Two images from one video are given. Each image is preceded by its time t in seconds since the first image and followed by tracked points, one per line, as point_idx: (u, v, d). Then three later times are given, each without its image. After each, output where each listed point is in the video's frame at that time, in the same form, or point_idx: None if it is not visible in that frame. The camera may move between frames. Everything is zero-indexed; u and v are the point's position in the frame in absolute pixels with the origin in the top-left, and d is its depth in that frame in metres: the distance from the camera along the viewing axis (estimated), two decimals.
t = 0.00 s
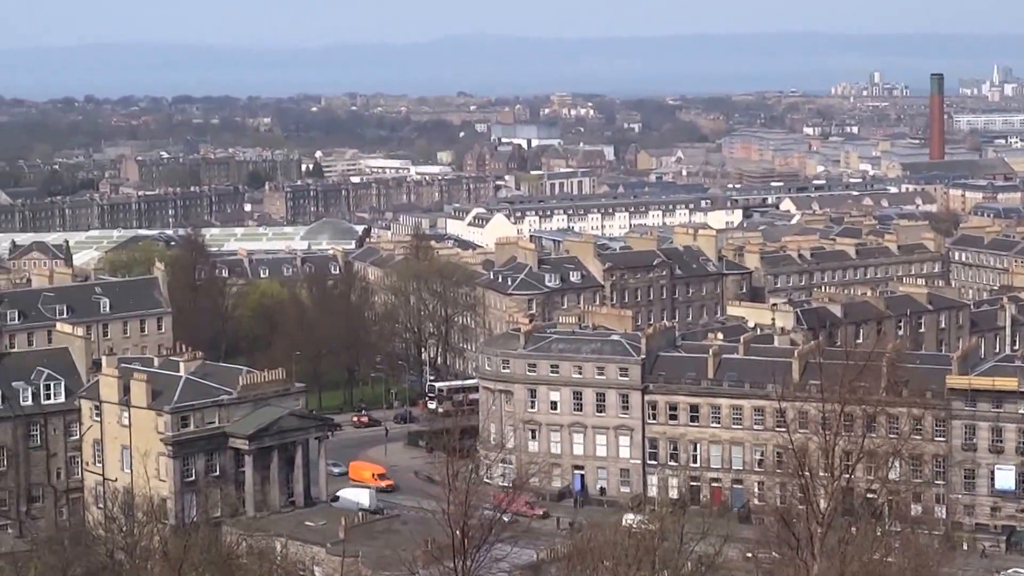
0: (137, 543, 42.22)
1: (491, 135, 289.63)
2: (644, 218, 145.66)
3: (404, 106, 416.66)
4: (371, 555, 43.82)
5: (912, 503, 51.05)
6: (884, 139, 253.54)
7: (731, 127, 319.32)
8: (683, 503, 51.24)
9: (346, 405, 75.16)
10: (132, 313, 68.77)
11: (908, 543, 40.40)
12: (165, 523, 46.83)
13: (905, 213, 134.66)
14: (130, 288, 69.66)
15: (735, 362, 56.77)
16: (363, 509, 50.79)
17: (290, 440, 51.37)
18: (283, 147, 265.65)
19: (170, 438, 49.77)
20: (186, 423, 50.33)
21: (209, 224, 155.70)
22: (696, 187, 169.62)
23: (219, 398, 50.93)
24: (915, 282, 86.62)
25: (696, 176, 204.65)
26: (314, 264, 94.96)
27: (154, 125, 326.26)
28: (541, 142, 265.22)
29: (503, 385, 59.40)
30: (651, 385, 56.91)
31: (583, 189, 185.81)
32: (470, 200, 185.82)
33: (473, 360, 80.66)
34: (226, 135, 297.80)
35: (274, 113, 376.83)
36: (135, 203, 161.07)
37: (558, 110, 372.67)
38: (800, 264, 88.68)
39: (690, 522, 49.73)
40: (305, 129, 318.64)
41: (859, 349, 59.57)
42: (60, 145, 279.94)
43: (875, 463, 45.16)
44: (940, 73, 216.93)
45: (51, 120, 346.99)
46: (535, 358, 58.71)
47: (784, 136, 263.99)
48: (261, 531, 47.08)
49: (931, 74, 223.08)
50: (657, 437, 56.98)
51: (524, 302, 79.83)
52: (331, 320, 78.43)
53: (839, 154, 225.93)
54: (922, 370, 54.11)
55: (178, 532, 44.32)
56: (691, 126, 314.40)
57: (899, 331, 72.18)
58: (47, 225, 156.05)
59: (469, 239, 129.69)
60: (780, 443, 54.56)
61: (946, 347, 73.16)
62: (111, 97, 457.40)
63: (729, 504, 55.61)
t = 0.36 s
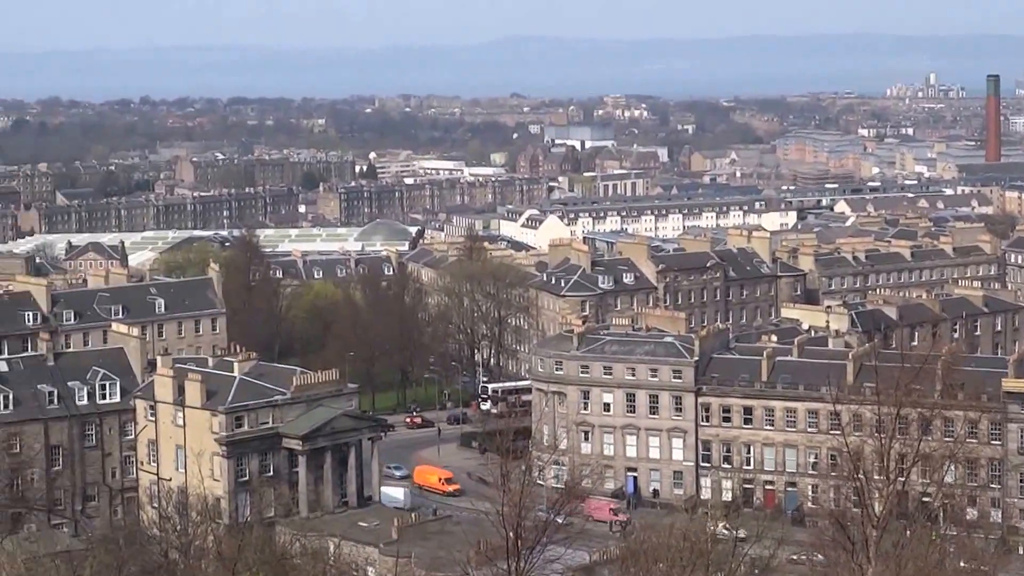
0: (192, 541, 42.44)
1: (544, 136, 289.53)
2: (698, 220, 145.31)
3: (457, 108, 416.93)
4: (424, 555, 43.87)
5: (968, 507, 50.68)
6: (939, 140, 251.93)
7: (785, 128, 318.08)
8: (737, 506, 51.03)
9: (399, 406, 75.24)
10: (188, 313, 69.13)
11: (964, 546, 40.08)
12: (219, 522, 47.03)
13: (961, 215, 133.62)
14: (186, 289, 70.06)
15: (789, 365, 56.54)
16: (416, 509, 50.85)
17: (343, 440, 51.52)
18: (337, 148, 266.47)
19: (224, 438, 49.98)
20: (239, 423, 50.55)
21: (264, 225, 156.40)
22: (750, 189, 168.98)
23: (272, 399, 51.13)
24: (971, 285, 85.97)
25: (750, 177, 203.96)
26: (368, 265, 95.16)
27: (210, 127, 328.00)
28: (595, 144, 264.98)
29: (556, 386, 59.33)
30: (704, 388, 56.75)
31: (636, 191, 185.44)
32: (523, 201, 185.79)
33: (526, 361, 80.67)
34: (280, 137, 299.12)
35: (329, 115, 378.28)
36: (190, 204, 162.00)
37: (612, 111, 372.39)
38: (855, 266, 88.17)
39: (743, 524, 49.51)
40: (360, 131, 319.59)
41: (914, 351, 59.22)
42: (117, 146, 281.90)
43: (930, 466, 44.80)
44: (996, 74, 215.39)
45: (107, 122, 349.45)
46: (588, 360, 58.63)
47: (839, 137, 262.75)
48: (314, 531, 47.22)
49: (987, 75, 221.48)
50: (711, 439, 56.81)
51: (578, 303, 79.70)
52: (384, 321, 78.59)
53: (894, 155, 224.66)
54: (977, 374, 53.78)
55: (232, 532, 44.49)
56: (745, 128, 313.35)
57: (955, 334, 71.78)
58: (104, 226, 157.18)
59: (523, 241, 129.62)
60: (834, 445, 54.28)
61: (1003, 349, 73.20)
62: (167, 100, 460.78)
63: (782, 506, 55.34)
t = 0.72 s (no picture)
0: (245, 541, 42.64)
1: (599, 137, 289.06)
2: (752, 221, 144.79)
3: (512, 109, 416.83)
4: (478, 557, 43.88)
5: None
6: (996, 142, 249.94)
7: (840, 130, 316.43)
8: (791, 508, 50.80)
9: (452, 407, 75.36)
10: (242, 313, 69.42)
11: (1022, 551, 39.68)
12: (273, 522, 47.19)
13: (1017, 217, 132.60)
14: (240, 289, 70.36)
15: (844, 367, 56.24)
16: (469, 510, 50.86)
17: (396, 441, 51.57)
18: (391, 149, 266.97)
19: (278, 438, 50.16)
20: (293, 424, 50.71)
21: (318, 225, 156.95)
22: (804, 190, 168.34)
23: (326, 399, 51.28)
24: None
25: (805, 178, 202.98)
26: (421, 266, 95.19)
27: (264, 128, 329.47)
28: (648, 145, 264.42)
29: (609, 388, 59.25)
30: (758, 390, 56.56)
31: (690, 192, 184.97)
32: (577, 203, 185.61)
33: (579, 363, 80.56)
34: (334, 138, 300.03)
35: (383, 116, 379.04)
36: (245, 205, 162.84)
37: (666, 113, 371.49)
38: (910, 268, 87.53)
39: (799, 527, 49.25)
40: (414, 132, 320.11)
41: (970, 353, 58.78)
42: (172, 147, 283.58)
43: (988, 469, 44.38)
44: None
45: (162, 123, 351.65)
46: (641, 361, 58.50)
47: (895, 138, 260.97)
48: (367, 531, 47.34)
49: None
50: (764, 442, 56.59)
51: (631, 304, 79.54)
52: (437, 321, 78.57)
53: (951, 156, 223.10)
54: None
55: (287, 532, 44.66)
56: (799, 129, 311.85)
57: (1011, 336, 71.36)
58: (159, 226, 158.16)
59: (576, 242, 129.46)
60: (889, 448, 53.93)
61: None
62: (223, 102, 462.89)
63: (836, 510, 55.02)
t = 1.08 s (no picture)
0: (298, 541, 42.81)
1: (652, 138, 288.29)
2: (807, 222, 144.12)
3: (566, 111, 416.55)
4: (531, 558, 43.84)
5: None
6: None
7: (895, 130, 314.37)
8: (845, 510, 50.51)
9: (505, 408, 75.45)
10: (295, 314, 69.66)
11: None
12: (326, 522, 47.34)
13: None
14: (294, 290, 70.59)
15: (899, 368, 55.89)
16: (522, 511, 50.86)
17: (450, 441, 51.63)
18: (444, 150, 267.16)
19: (331, 438, 50.28)
20: (347, 424, 50.84)
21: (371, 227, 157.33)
22: (859, 191, 167.40)
23: (379, 400, 51.38)
24: None
25: (860, 180, 201.78)
26: (475, 267, 95.22)
27: (318, 128, 330.52)
28: (702, 146, 263.44)
29: (662, 389, 59.09)
30: (812, 391, 56.30)
31: (744, 193, 184.28)
32: (630, 204, 185.23)
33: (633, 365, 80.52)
34: (388, 139, 300.57)
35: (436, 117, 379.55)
36: (299, 206, 163.51)
37: (720, 113, 370.22)
38: (966, 270, 86.90)
39: (852, 529, 48.97)
40: (468, 133, 320.29)
41: None
42: (227, 148, 285.06)
43: None
44: None
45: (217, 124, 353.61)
46: (695, 363, 58.33)
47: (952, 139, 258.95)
48: (420, 532, 47.40)
49: None
50: (818, 444, 56.31)
51: (685, 306, 79.21)
52: (490, 322, 78.46)
53: (1007, 158, 221.35)
54: None
55: (340, 533, 44.77)
56: (854, 129, 310.09)
57: None
58: (214, 227, 158.88)
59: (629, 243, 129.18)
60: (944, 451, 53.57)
61: None
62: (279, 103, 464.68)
63: (890, 512, 54.68)
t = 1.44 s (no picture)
0: (349, 541, 42.92)
1: (704, 139, 287.63)
2: (859, 223, 143.52)
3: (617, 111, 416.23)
4: (583, 559, 43.80)
5: None
6: None
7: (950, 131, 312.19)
8: (898, 513, 50.14)
9: (556, 408, 75.39)
10: (347, 314, 69.80)
11: None
12: (377, 522, 47.43)
13: None
14: (345, 290, 70.73)
15: (953, 369, 55.44)
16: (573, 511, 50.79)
17: (501, 442, 51.60)
18: (495, 151, 267.41)
19: (383, 438, 50.38)
20: (398, 424, 50.93)
21: (422, 228, 157.58)
22: (913, 192, 166.36)
23: (430, 400, 51.45)
24: None
25: (913, 180, 200.54)
26: (527, 267, 95.27)
27: (370, 129, 331.55)
28: (754, 147, 262.44)
29: (714, 390, 58.91)
30: (865, 393, 55.99)
31: (797, 195, 183.55)
32: (683, 205, 184.82)
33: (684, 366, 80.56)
34: (440, 140, 301.08)
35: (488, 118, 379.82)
36: (351, 207, 164.08)
37: (773, 114, 368.99)
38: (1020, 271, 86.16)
39: (906, 532, 48.64)
40: (519, 134, 320.43)
41: None
42: (280, 149, 286.40)
43: None
44: None
45: (269, 125, 355.18)
46: (747, 364, 58.15)
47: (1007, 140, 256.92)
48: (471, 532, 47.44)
49: None
50: (870, 446, 55.99)
51: (737, 307, 78.69)
52: (542, 322, 78.34)
53: None
54: None
55: (391, 533, 44.86)
56: (907, 130, 308.30)
57: None
58: (266, 227, 159.64)
59: (681, 244, 128.88)
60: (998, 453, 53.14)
61: None
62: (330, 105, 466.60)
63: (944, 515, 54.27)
